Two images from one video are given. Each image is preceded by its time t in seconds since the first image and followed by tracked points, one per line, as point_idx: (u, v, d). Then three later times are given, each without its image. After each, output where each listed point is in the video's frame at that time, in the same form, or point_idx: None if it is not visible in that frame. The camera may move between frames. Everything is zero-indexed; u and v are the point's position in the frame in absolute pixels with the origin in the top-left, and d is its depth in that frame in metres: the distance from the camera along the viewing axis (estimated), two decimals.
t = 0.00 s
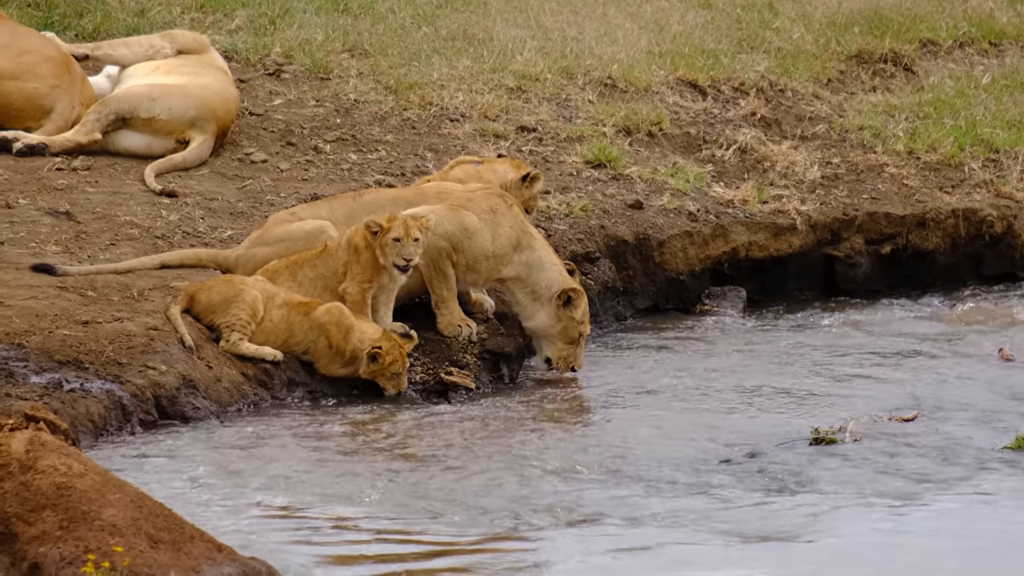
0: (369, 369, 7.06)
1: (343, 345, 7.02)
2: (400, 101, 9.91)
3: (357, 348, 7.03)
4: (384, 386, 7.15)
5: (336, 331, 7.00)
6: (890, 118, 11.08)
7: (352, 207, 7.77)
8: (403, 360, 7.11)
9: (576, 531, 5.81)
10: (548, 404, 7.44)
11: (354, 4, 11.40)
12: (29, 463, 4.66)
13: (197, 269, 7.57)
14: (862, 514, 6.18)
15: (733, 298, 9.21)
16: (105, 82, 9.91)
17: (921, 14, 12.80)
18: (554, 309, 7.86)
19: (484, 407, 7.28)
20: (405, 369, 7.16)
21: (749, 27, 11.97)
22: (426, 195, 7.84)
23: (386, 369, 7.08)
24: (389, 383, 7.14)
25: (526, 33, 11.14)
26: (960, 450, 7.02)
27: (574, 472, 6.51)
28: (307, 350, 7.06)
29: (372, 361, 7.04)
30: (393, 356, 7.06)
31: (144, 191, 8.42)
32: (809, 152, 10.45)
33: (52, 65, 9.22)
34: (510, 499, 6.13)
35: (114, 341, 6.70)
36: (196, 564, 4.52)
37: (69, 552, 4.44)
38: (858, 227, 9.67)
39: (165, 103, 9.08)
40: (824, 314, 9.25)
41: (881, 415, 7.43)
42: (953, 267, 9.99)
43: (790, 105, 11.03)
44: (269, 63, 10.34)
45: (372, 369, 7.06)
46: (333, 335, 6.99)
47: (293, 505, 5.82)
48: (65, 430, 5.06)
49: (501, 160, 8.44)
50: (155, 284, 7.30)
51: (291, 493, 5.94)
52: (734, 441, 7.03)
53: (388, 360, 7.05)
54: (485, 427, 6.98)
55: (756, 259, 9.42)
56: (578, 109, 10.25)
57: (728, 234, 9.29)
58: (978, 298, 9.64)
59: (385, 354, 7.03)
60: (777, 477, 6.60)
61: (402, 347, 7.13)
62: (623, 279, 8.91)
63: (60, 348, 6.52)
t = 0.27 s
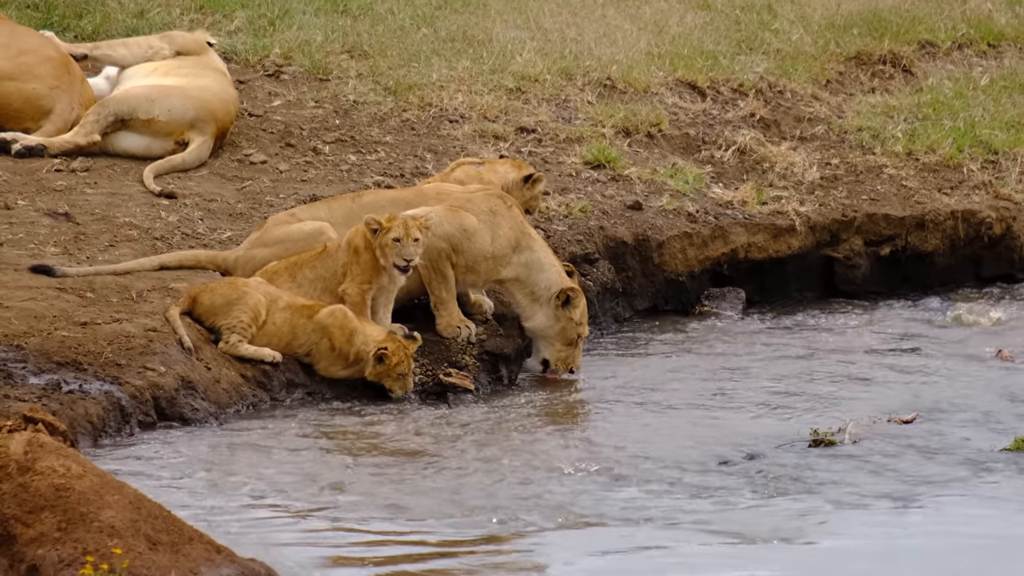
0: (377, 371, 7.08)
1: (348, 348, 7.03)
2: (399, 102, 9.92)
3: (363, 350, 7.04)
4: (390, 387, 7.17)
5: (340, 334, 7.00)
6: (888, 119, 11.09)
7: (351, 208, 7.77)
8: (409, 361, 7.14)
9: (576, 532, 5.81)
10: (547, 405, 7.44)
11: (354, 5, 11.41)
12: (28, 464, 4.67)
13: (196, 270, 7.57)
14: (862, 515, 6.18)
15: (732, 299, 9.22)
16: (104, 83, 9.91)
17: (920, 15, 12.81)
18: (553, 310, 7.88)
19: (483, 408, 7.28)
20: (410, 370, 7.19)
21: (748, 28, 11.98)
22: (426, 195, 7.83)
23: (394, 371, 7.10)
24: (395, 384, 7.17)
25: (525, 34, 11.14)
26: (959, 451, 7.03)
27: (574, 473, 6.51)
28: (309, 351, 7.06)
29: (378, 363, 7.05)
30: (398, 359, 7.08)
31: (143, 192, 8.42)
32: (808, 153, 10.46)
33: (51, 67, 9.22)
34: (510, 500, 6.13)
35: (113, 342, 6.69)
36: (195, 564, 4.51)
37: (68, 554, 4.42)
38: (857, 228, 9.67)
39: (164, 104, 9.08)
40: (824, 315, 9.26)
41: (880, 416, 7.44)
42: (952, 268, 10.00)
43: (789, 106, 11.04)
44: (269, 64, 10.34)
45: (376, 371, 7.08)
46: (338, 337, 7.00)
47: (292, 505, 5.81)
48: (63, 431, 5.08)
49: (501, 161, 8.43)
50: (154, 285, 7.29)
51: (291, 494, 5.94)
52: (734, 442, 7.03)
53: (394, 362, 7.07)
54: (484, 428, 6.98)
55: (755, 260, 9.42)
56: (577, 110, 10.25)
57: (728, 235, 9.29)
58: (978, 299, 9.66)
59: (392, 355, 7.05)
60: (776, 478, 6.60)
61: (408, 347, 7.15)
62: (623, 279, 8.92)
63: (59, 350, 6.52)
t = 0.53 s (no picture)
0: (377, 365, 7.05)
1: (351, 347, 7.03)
2: (403, 103, 9.92)
3: (366, 346, 7.03)
4: (389, 383, 7.15)
5: (345, 333, 7.00)
6: (893, 120, 11.07)
7: (355, 208, 7.78)
8: (410, 358, 7.12)
9: (579, 532, 5.81)
10: (551, 406, 7.43)
11: (358, 6, 11.41)
12: (32, 465, 4.66)
13: (200, 271, 7.57)
14: (866, 516, 6.17)
15: (736, 299, 9.20)
16: (109, 84, 9.92)
17: (924, 16, 12.79)
18: (556, 310, 7.87)
19: (487, 409, 7.28)
20: (410, 367, 7.17)
21: (752, 29, 11.96)
22: (430, 196, 7.84)
23: (395, 367, 7.08)
24: (394, 380, 7.14)
25: (529, 35, 11.14)
26: (964, 452, 7.01)
27: (577, 474, 6.50)
28: (313, 352, 7.06)
29: (380, 357, 7.03)
30: (402, 354, 7.06)
31: (147, 193, 8.43)
32: (812, 154, 10.45)
33: (56, 68, 9.23)
34: (513, 500, 6.13)
35: (117, 343, 6.70)
36: (199, 565, 4.51)
37: (73, 554, 4.43)
38: (861, 229, 9.65)
39: (168, 105, 9.09)
40: (828, 316, 9.26)
41: (884, 417, 7.43)
42: (957, 269, 9.99)
43: (793, 107, 11.03)
44: (273, 65, 10.35)
45: (377, 364, 7.05)
46: (342, 337, 7.00)
47: (295, 506, 5.81)
48: (67, 432, 5.10)
49: (506, 160, 8.42)
50: (158, 287, 7.30)
51: (294, 495, 5.94)
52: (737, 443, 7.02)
53: (396, 357, 7.05)
54: (488, 429, 6.98)
55: (759, 261, 9.41)
56: (581, 111, 10.25)
57: (732, 236, 9.28)
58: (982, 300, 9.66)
59: (395, 350, 7.03)
60: (780, 479, 6.59)
61: (410, 345, 7.13)
62: (627, 280, 8.92)
63: (62, 351, 6.52)
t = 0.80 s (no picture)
0: (376, 364, 7.06)
1: (353, 346, 7.03)
2: (406, 102, 9.91)
3: (366, 346, 7.03)
4: (388, 384, 7.15)
5: (347, 333, 7.00)
6: (895, 119, 11.08)
7: (358, 208, 7.78)
8: (410, 359, 7.11)
9: (583, 531, 5.81)
10: (554, 405, 7.43)
11: (361, 5, 11.42)
12: (35, 464, 4.65)
13: (203, 270, 7.57)
14: (869, 515, 6.17)
15: (739, 299, 9.19)
16: (111, 83, 9.92)
17: (927, 15, 12.80)
18: (560, 309, 7.86)
19: (490, 408, 7.27)
20: (410, 368, 7.16)
21: (755, 28, 11.96)
22: (433, 195, 7.84)
23: (394, 367, 7.08)
24: (392, 381, 7.14)
25: (532, 34, 11.14)
26: (967, 452, 7.02)
27: (581, 473, 6.50)
28: (315, 351, 7.07)
29: (378, 356, 7.04)
30: (400, 354, 7.06)
31: (150, 192, 8.43)
32: (814, 153, 10.45)
33: (58, 67, 9.23)
34: (517, 500, 6.13)
35: (120, 342, 6.69)
36: (202, 564, 4.49)
37: (75, 553, 4.43)
38: (864, 228, 9.66)
39: (171, 104, 9.09)
40: (831, 315, 9.26)
41: (887, 416, 7.43)
42: (959, 268, 10.00)
43: (796, 106, 11.03)
44: (275, 64, 10.35)
45: (376, 364, 7.06)
46: (343, 335, 7.01)
47: (299, 505, 5.81)
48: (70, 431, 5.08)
49: (507, 157, 8.40)
50: (161, 286, 7.30)
51: (298, 494, 5.94)
52: (740, 442, 7.02)
53: (394, 357, 7.05)
54: (491, 428, 6.98)
55: (761, 260, 9.42)
56: (584, 110, 10.25)
57: (735, 235, 9.29)
58: (985, 299, 9.67)
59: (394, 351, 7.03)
60: (783, 478, 6.59)
61: (411, 346, 7.12)
62: (630, 280, 8.92)
63: (65, 350, 6.52)
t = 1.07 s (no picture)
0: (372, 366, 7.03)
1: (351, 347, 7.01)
2: (405, 104, 9.92)
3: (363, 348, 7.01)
4: (384, 387, 7.12)
5: (346, 333, 7.00)
6: (894, 121, 11.09)
7: (358, 209, 7.78)
8: (404, 363, 7.06)
9: (582, 533, 5.81)
10: (553, 406, 7.43)
11: (360, 7, 11.42)
12: (33, 466, 4.63)
13: (202, 272, 7.57)
14: (867, 517, 6.17)
15: (738, 300, 9.23)
16: (110, 85, 9.91)
17: (925, 17, 12.81)
18: (561, 310, 7.90)
19: (488, 409, 7.27)
20: (406, 372, 7.12)
21: (754, 30, 11.97)
22: (432, 197, 7.83)
23: (389, 370, 7.05)
24: (387, 385, 7.11)
25: (531, 36, 11.14)
26: (965, 453, 7.02)
27: (580, 475, 6.50)
28: (314, 353, 7.08)
29: (372, 358, 6.99)
30: (394, 357, 7.01)
31: (148, 194, 8.43)
32: (813, 155, 10.46)
33: (57, 68, 9.23)
34: (516, 501, 6.13)
35: (119, 343, 6.69)
36: (200, 566, 4.50)
37: (73, 556, 4.41)
38: (863, 229, 9.67)
39: (170, 105, 9.09)
40: (829, 316, 9.27)
41: (886, 417, 7.43)
42: (958, 270, 10.00)
43: (795, 108, 11.04)
44: (274, 65, 10.35)
45: (371, 366, 7.03)
46: (341, 337, 7.00)
47: (298, 507, 5.81)
48: (70, 431, 5.06)
49: (506, 157, 8.38)
50: (160, 287, 7.29)
51: (297, 495, 5.94)
52: (739, 444, 7.02)
53: (387, 359, 7.01)
54: (490, 430, 6.97)
55: (760, 262, 9.42)
56: (583, 111, 10.26)
57: (734, 236, 9.30)
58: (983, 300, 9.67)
59: (389, 353, 6.99)
60: (782, 479, 6.59)
61: (406, 350, 7.07)
62: (629, 281, 8.93)
63: (64, 351, 6.51)
